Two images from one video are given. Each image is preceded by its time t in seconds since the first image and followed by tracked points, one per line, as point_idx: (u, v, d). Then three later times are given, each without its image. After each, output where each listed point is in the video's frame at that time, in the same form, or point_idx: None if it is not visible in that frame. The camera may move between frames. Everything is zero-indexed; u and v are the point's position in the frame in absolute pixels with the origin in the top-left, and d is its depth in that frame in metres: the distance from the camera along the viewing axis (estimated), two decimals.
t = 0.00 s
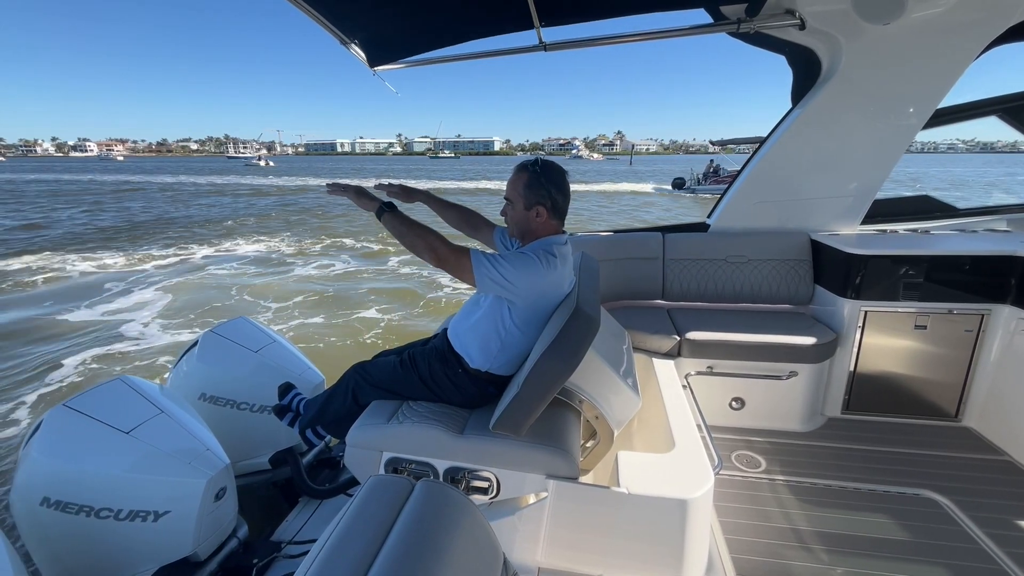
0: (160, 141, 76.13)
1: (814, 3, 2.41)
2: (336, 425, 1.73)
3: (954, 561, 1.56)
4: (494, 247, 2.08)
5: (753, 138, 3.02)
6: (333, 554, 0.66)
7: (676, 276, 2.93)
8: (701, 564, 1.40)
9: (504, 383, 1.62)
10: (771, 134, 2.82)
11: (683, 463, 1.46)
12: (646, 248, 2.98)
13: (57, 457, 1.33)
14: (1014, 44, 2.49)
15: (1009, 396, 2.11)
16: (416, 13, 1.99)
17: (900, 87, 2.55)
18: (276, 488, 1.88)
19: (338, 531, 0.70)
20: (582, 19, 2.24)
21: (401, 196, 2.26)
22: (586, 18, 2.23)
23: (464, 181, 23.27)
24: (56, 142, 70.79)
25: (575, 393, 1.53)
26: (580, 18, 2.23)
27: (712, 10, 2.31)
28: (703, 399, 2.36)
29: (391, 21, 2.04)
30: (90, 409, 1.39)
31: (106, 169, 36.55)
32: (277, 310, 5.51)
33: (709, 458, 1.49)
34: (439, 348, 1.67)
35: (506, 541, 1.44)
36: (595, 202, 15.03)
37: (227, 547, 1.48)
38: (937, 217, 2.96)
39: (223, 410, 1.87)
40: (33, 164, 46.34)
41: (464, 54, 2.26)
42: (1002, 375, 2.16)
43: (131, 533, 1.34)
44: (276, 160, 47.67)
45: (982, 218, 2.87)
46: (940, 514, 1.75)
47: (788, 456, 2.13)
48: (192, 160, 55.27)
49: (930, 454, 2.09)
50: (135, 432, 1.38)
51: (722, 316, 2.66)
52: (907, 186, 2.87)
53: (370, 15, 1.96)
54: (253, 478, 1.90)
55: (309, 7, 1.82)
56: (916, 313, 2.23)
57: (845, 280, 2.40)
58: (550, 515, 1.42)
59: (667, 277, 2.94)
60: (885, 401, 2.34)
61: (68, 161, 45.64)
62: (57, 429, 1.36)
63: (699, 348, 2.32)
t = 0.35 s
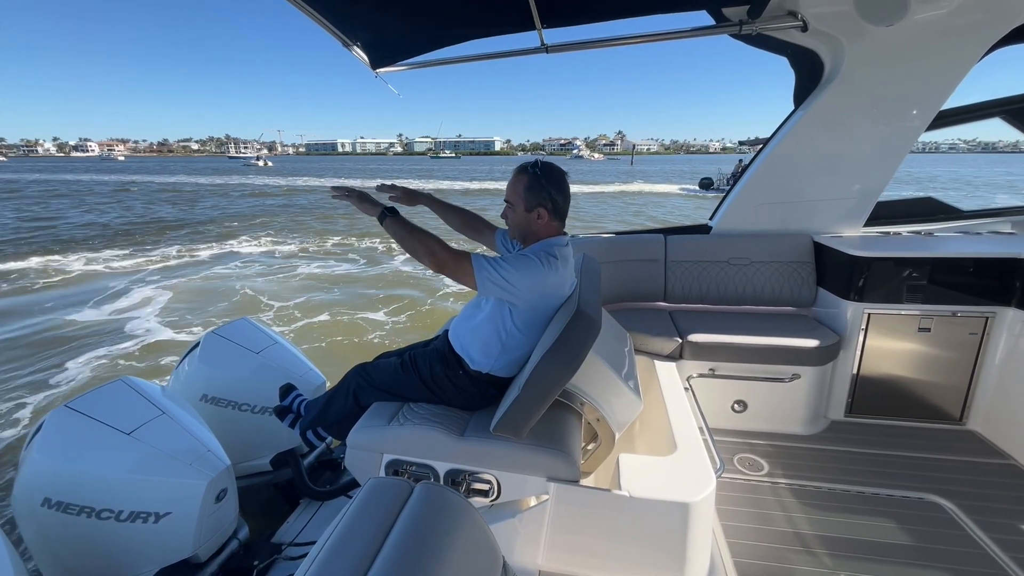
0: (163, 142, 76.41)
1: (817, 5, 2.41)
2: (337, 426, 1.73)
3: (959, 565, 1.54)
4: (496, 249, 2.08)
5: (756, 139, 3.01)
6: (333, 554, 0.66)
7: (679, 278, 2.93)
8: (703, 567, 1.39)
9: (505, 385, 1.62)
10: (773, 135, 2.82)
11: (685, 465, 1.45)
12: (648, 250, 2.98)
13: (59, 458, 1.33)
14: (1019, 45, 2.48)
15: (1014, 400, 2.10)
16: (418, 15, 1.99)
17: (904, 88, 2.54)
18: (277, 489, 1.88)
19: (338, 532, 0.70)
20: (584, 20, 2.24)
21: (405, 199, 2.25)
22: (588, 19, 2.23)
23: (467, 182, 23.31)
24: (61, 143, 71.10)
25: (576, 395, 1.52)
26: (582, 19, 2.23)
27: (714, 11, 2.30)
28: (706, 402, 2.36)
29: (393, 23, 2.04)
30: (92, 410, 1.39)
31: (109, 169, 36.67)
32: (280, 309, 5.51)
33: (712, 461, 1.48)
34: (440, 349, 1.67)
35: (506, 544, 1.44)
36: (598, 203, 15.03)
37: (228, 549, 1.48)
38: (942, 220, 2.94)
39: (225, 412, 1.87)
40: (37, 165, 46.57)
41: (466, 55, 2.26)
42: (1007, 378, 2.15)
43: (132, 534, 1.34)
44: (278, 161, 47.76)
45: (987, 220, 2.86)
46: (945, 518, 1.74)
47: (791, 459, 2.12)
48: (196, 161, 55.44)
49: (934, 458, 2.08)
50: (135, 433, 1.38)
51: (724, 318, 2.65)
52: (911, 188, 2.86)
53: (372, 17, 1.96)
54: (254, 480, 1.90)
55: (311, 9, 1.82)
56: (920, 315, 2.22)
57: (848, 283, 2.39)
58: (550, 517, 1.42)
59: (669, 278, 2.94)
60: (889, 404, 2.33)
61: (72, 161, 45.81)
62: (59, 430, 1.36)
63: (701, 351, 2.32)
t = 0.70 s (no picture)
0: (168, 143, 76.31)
1: (821, 4, 2.39)
2: (339, 426, 1.73)
3: (964, 568, 1.53)
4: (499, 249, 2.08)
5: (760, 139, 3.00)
6: (339, 550, 0.66)
7: (682, 279, 2.92)
8: (707, 569, 1.39)
9: (507, 385, 1.62)
10: (777, 136, 2.81)
11: (689, 466, 1.45)
12: (651, 251, 2.97)
13: (61, 457, 1.32)
14: None
15: (1019, 401, 2.09)
16: (422, 15, 1.99)
17: (908, 89, 2.53)
18: (279, 489, 1.88)
19: (342, 531, 0.70)
20: (587, 20, 2.23)
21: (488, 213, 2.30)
22: (591, 19, 2.22)
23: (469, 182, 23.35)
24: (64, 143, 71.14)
25: (579, 395, 1.51)
26: (585, 19, 2.22)
27: (718, 11, 2.29)
28: (709, 402, 2.35)
29: (396, 23, 2.04)
30: (95, 409, 1.39)
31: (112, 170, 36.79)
32: (283, 309, 5.52)
33: (716, 462, 1.48)
34: (443, 349, 1.66)
35: (509, 545, 1.43)
36: (600, 203, 15.03)
37: (229, 548, 1.48)
38: (946, 220, 2.93)
39: (227, 411, 1.87)
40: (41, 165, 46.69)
41: (469, 55, 2.26)
42: (1012, 380, 2.13)
43: (134, 533, 1.34)
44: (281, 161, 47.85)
45: (991, 221, 2.85)
46: (950, 521, 1.73)
47: (794, 461, 2.11)
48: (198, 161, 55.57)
49: (939, 460, 2.06)
50: (138, 432, 1.38)
51: (727, 319, 2.65)
52: (915, 189, 2.85)
53: (375, 17, 1.96)
54: (256, 480, 1.89)
55: (315, 9, 1.81)
56: (924, 316, 2.20)
57: (852, 284, 2.38)
58: (553, 518, 1.41)
59: (672, 279, 2.93)
60: (893, 405, 2.32)
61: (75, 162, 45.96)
62: (62, 429, 1.36)
63: (704, 351, 2.31)
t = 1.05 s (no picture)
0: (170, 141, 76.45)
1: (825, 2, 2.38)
2: (341, 423, 1.73)
3: (965, 569, 1.53)
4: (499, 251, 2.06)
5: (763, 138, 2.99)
6: (343, 542, 0.67)
7: (683, 278, 2.92)
8: (708, 568, 1.38)
9: (508, 383, 1.62)
10: (780, 134, 2.80)
11: (691, 466, 1.44)
12: (653, 249, 2.97)
13: (64, 454, 1.33)
14: None
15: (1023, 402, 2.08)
16: (423, 13, 1.99)
17: (913, 87, 2.52)
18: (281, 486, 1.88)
19: (342, 529, 0.70)
20: (590, 17, 2.22)
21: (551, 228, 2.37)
22: (594, 16, 2.22)
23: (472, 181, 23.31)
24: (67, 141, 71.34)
25: (580, 394, 1.51)
26: (588, 17, 2.21)
27: (721, 9, 2.28)
28: (711, 402, 2.34)
29: (398, 20, 2.03)
30: (97, 405, 1.40)
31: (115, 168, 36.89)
32: (285, 307, 5.52)
33: (717, 462, 1.47)
34: (443, 347, 1.66)
35: (510, 543, 1.43)
36: (601, 202, 15.00)
37: (231, 545, 1.49)
38: (951, 219, 2.92)
39: (229, 408, 1.87)
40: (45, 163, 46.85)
41: (471, 53, 2.25)
42: (1016, 380, 2.12)
43: (136, 530, 1.34)
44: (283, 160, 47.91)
45: (996, 220, 2.83)
46: (953, 521, 1.72)
47: (796, 460, 2.11)
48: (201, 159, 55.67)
49: (942, 460, 2.06)
50: (140, 429, 1.38)
51: (729, 318, 2.64)
52: (919, 188, 2.84)
53: (377, 14, 1.95)
54: (257, 477, 1.90)
55: (317, 6, 1.81)
56: (928, 316, 2.19)
57: (855, 283, 2.37)
58: (554, 517, 1.41)
59: (674, 278, 2.93)
60: (896, 405, 2.31)
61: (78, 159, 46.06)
62: (64, 425, 1.36)
63: (706, 350, 2.30)
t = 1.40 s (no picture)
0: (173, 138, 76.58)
1: None
2: (342, 420, 1.73)
3: (966, 566, 1.53)
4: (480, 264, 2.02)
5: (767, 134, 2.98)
6: (344, 537, 0.67)
7: (686, 275, 2.91)
8: (709, 565, 1.39)
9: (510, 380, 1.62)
10: (784, 131, 2.79)
11: (692, 463, 1.44)
12: (655, 247, 2.97)
13: (68, 448, 1.34)
14: None
15: None
16: (425, 10, 1.98)
17: (918, 84, 2.50)
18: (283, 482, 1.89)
19: (344, 524, 0.70)
20: (593, 13, 2.22)
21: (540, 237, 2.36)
22: (597, 12, 2.21)
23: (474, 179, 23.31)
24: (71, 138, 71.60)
25: (582, 391, 1.51)
26: (591, 13, 2.21)
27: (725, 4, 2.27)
28: (712, 399, 2.34)
29: (400, 17, 2.03)
30: (101, 401, 1.40)
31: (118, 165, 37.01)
32: (288, 304, 5.54)
33: (718, 459, 1.47)
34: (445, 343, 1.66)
35: (511, 539, 1.44)
36: (603, 199, 14.99)
37: (233, 540, 1.50)
38: (955, 217, 2.91)
39: (232, 404, 1.88)
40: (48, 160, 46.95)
41: (473, 49, 2.24)
42: (1019, 378, 2.12)
43: (139, 524, 1.35)
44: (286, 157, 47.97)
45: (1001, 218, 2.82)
46: (955, 519, 1.72)
47: (797, 458, 2.10)
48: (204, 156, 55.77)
49: (944, 458, 2.05)
50: (144, 424, 1.39)
51: (731, 315, 2.63)
52: (923, 185, 2.83)
53: (379, 11, 1.95)
54: (260, 473, 1.90)
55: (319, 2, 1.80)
56: (931, 314, 2.19)
57: (858, 281, 2.37)
58: (555, 514, 1.41)
59: (676, 275, 2.92)
60: (898, 404, 2.30)
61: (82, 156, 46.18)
62: (68, 420, 1.37)
63: (708, 348, 2.30)
